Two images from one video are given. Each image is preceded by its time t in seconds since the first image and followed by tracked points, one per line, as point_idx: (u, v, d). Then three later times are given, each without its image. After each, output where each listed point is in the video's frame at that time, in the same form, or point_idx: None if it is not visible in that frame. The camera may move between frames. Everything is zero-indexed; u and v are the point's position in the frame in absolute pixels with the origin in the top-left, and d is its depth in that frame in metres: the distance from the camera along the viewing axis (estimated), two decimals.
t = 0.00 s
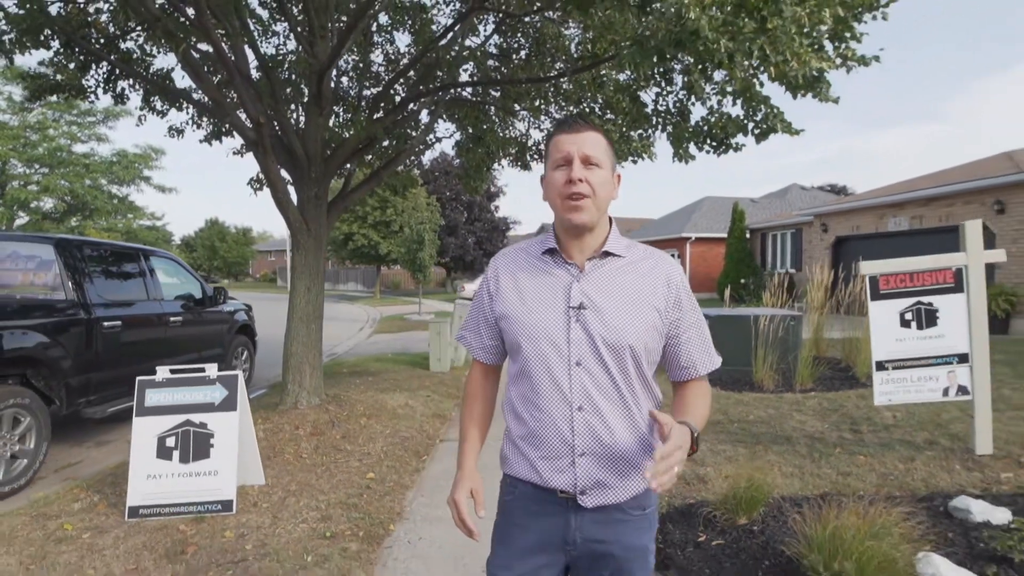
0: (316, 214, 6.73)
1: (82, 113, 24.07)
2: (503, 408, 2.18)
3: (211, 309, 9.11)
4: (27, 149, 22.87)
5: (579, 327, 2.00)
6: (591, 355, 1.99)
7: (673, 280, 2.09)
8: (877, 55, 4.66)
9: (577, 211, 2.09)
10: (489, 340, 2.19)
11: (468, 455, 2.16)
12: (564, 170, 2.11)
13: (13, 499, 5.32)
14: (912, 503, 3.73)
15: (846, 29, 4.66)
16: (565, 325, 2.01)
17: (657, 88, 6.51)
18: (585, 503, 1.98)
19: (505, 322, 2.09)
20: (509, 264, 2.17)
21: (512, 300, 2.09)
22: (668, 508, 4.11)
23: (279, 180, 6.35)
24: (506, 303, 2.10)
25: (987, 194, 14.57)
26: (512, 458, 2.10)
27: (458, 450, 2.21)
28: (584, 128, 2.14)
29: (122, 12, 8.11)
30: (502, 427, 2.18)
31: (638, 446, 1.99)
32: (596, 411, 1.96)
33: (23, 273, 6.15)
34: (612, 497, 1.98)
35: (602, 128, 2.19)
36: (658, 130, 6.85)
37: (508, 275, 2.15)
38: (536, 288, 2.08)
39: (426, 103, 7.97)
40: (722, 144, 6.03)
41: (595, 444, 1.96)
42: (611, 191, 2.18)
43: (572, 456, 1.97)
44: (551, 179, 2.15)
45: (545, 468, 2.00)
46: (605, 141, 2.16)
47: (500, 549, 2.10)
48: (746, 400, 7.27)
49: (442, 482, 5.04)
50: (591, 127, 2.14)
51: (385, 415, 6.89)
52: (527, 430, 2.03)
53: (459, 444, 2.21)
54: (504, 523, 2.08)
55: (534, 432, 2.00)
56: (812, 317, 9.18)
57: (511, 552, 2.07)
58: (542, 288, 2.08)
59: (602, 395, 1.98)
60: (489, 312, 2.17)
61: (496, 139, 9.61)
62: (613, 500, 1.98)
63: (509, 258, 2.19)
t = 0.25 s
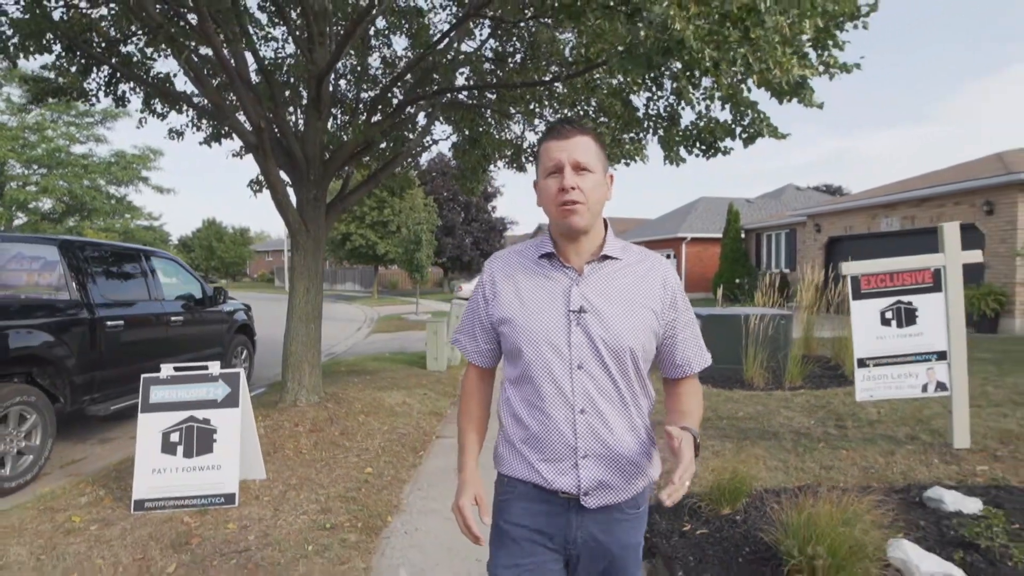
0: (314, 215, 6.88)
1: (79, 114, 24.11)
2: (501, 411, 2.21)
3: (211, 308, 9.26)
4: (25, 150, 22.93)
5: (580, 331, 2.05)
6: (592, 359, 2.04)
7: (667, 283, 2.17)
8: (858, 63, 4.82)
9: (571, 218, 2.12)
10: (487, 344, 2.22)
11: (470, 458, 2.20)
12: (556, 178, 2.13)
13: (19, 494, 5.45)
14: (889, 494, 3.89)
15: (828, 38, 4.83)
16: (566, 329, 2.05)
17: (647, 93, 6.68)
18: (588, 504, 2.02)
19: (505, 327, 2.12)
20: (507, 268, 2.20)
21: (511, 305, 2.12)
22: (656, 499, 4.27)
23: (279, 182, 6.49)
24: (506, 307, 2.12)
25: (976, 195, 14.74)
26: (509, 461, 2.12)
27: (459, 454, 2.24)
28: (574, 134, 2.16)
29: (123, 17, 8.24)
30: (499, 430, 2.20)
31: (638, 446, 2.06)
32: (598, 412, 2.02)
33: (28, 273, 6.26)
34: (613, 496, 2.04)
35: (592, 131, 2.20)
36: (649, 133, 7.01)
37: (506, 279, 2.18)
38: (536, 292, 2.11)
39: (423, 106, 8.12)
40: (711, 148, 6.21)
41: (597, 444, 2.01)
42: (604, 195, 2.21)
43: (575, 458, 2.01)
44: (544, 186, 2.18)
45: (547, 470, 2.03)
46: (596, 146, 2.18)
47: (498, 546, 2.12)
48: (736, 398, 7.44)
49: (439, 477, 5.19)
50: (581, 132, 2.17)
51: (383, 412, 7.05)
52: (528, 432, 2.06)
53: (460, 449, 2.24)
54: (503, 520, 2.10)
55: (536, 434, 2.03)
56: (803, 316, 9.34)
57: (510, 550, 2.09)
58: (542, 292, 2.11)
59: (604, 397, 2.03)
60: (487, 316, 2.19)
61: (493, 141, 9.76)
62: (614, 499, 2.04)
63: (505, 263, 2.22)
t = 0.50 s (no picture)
0: (312, 217, 7.02)
1: (78, 115, 24.15)
2: (485, 420, 2.10)
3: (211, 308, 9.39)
4: (23, 151, 22.99)
5: (573, 334, 2.00)
6: (585, 361, 2.01)
7: (648, 284, 2.19)
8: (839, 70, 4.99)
9: (556, 226, 2.06)
10: (468, 352, 2.10)
11: (452, 470, 2.06)
12: (539, 185, 2.08)
13: (24, 489, 5.57)
14: (867, 485, 4.04)
15: (812, 45, 4.98)
16: (559, 333, 1.99)
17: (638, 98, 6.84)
18: (587, 506, 2.01)
19: (492, 333, 2.01)
20: (489, 272, 2.10)
21: (498, 309, 2.02)
22: (643, 492, 4.41)
23: (277, 185, 6.62)
24: (493, 313, 2.02)
25: (967, 195, 14.88)
26: (499, 472, 2.03)
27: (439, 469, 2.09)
28: (556, 140, 2.10)
29: (124, 21, 8.35)
30: (484, 440, 2.10)
31: (629, 445, 2.07)
32: (594, 415, 2.00)
33: (31, 273, 6.39)
34: (610, 496, 2.04)
35: (574, 136, 2.15)
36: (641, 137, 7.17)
37: (489, 283, 2.07)
38: (524, 295, 2.03)
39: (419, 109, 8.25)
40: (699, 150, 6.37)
41: (594, 447, 2.00)
42: (588, 200, 2.16)
43: (573, 462, 1.98)
44: (527, 194, 2.12)
45: (545, 477, 1.97)
46: (579, 152, 2.13)
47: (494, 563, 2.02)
48: (726, 395, 7.59)
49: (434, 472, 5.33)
50: (563, 138, 2.12)
51: (380, 410, 7.19)
52: (523, 441, 1.98)
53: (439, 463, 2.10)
54: (497, 533, 2.01)
55: (533, 442, 1.96)
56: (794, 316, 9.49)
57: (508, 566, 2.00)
58: (530, 296, 2.03)
59: (598, 399, 2.01)
60: (469, 322, 2.07)
61: (488, 143, 9.91)
62: (610, 499, 2.05)
63: (487, 266, 2.11)
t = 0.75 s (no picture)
0: (310, 219, 7.16)
1: (74, 115, 24.17)
2: (463, 424, 2.07)
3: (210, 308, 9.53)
4: (20, 151, 23.01)
5: (555, 333, 2.01)
6: (568, 360, 2.02)
7: (621, 281, 2.24)
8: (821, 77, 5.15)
9: (532, 222, 2.08)
10: (443, 355, 2.05)
11: (429, 483, 1.99)
12: (514, 181, 2.09)
13: (27, 485, 5.70)
14: (845, 477, 4.20)
15: (795, 53, 5.15)
16: (542, 331, 2.00)
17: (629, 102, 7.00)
18: (573, 506, 2.03)
19: (472, 333, 1.98)
20: (464, 273, 2.06)
21: (477, 310, 1.99)
22: (631, 485, 4.57)
23: (275, 187, 6.77)
24: (472, 313, 1.99)
25: (956, 196, 15.06)
26: (481, 477, 2.00)
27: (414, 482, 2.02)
28: (531, 135, 2.11)
29: (123, 25, 8.46)
30: (463, 444, 2.07)
31: (610, 442, 2.11)
32: (577, 413, 2.02)
33: (34, 274, 6.51)
34: (595, 494, 2.06)
35: (550, 131, 2.15)
36: (632, 140, 7.34)
37: (466, 283, 2.04)
38: (504, 296, 2.02)
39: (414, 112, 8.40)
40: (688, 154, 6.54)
41: (579, 445, 2.02)
42: (563, 195, 2.17)
43: (559, 462, 1.99)
44: (502, 189, 2.12)
45: (531, 478, 1.97)
46: (553, 146, 2.14)
47: None
48: (716, 392, 7.76)
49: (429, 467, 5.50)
50: (537, 132, 2.12)
51: (376, 407, 7.33)
52: (507, 443, 1.97)
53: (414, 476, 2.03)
54: (482, 543, 1.99)
55: (519, 443, 1.95)
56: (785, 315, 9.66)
57: None
58: (509, 296, 2.02)
59: (580, 397, 2.04)
60: (445, 323, 2.03)
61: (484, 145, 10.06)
62: (595, 497, 2.07)
63: (462, 266, 2.07)
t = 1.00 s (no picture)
0: (308, 221, 7.31)
1: (70, 116, 24.18)
2: (446, 423, 2.07)
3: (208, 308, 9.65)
4: (15, 151, 23.01)
5: (540, 330, 2.04)
6: (551, 357, 2.05)
7: (604, 283, 2.29)
8: (804, 84, 5.33)
9: (517, 220, 2.11)
10: (427, 352, 2.05)
11: (410, 483, 1.96)
12: (500, 179, 2.11)
13: (30, 481, 5.81)
14: (825, 470, 4.38)
15: (779, 61, 5.33)
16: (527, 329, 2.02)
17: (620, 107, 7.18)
18: (554, 504, 2.02)
19: (456, 331, 2.00)
20: (449, 271, 2.08)
21: (463, 308, 2.01)
22: (620, 478, 4.73)
23: (275, 189, 6.91)
24: (457, 310, 2.01)
25: (943, 198, 15.29)
26: (465, 474, 2.01)
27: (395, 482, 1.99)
28: (516, 134, 2.13)
29: (123, 28, 8.57)
30: (446, 443, 2.07)
31: (593, 441, 2.13)
32: (560, 411, 2.04)
33: (35, 273, 6.61)
34: (576, 493, 2.07)
35: (535, 131, 2.18)
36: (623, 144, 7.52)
37: (451, 281, 2.05)
38: (488, 293, 2.04)
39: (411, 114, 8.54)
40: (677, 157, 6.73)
41: (562, 444, 2.03)
42: (549, 194, 2.21)
43: (542, 459, 2.00)
44: (488, 188, 2.14)
45: (512, 475, 1.98)
46: (539, 145, 2.17)
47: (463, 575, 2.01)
48: (706, 390, 7.93)
49: (425, 462, 5.65)
50: (523, 131, 2.15)
51: (373, 405, 7.47)
52: (491, 440, 1.97)
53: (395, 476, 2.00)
54: (465, 541, 2.00)
55: (501, 439, 1.96)
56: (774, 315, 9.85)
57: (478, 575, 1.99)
58: (494, 293, 2.04)
59: (563, 395, 2.06)
60: (429, 321, 2.03)
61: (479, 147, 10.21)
62: (577, 496, 2.08)
63: (447, 263, 2.09)
